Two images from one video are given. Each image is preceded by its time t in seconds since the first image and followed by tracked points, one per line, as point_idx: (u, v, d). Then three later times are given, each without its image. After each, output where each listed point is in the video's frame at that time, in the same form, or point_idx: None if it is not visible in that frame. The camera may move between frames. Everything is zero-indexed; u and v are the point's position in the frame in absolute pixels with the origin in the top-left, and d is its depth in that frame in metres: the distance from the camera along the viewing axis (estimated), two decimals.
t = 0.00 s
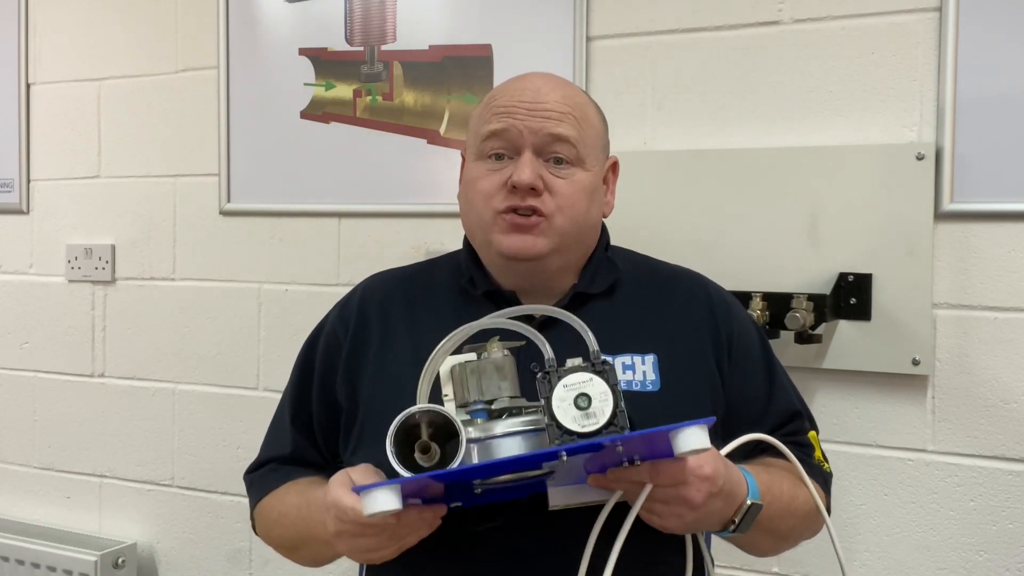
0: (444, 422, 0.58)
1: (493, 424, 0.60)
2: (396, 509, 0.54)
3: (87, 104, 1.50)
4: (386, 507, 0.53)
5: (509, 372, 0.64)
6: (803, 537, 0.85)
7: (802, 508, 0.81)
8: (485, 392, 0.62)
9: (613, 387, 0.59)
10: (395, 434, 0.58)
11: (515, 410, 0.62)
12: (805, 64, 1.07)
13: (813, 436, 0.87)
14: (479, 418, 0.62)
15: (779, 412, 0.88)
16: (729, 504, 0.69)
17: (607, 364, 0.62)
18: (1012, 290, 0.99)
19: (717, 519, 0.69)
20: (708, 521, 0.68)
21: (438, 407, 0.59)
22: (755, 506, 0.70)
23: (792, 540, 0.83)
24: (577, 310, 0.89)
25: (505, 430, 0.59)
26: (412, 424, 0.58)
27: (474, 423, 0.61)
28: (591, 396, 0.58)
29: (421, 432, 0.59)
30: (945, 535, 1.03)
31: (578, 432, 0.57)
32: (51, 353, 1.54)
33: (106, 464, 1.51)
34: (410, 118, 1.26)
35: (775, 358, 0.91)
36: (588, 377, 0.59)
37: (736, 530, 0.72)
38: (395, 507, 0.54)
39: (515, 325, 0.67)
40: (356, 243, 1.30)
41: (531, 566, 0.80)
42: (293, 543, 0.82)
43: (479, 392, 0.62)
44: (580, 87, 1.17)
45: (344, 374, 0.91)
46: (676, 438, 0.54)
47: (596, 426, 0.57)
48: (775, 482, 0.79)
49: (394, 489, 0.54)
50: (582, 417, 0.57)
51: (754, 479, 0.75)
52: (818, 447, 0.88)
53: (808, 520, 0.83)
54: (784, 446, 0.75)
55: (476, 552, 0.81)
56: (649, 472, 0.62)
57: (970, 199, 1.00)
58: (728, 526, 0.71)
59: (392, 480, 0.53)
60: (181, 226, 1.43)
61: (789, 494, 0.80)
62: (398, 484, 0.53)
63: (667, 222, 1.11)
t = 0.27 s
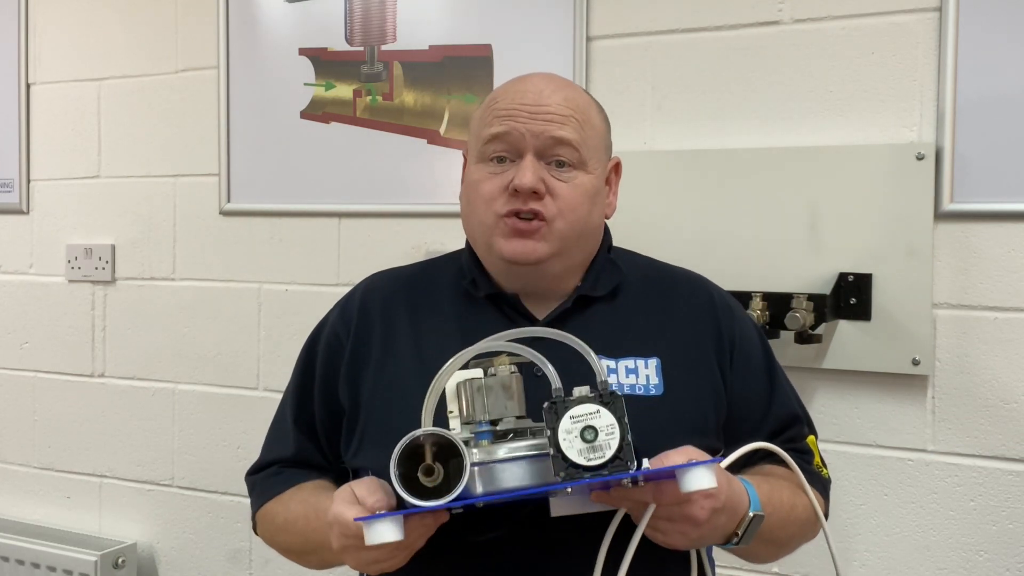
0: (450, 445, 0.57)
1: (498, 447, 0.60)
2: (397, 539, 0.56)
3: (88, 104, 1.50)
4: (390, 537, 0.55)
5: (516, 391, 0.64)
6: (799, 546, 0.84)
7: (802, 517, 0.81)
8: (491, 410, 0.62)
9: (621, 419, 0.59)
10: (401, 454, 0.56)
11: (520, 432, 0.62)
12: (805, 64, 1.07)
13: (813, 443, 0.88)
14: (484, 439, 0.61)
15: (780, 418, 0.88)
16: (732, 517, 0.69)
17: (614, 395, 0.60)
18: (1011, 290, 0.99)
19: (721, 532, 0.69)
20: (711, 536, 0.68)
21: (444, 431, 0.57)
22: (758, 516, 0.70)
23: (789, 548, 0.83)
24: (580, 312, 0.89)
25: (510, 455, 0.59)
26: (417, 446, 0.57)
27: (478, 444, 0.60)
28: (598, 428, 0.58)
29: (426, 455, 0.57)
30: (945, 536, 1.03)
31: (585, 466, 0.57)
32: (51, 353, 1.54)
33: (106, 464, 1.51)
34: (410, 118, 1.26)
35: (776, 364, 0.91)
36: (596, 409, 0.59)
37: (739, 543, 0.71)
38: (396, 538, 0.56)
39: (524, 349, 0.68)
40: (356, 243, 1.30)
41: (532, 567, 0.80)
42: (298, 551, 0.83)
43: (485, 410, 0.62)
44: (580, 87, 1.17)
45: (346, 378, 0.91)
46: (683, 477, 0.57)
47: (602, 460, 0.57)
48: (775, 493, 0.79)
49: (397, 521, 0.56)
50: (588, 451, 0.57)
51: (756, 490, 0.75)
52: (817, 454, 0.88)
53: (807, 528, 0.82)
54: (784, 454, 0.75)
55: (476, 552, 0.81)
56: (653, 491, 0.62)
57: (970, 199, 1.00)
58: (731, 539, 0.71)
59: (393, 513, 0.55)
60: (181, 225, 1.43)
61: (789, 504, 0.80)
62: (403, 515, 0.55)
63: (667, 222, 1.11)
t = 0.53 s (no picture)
0: (449, 443, 0.56)
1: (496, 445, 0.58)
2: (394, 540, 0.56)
3: (88, 104, 1.50)
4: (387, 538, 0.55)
5: (514, 388, 0.63)
6: (800, 546, 0.84)
7: (801, 515, 0.81)
8: (489, 407, 0.62)
9: (620, 416, 0.58)
10: (400, 451, 0.56)
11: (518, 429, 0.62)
12: (805, 64, 1.07)
13: (813, 443, 0.87)
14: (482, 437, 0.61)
15: (779, 416, 0.88)
16: (732, 510, 0.68)
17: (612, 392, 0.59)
18: (1011, 290, 0.99)
19: (721, 527, 0.68)
20: (712, 531, 0.68)
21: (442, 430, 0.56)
22: (759, 511, 0.70)
23: (791, 548, 0.83)
24: (580, 312, 0.89)
25: (507, 453, 0.57)
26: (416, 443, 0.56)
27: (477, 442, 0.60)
28: (596, 426, 0.57)
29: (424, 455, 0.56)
30: (945, 536, 1.03)
31: (583, 464, 0.56)
32: (51, 353, 1.54)
33: (106, 464, 1.51)
34: (410, 118, 1.26)
35: (776, 364, 0.91)
36: (594, 406, 0.58)
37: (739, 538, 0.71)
38: (393, 539, 0.56)
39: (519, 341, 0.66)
40: (356, 243, 1.30)
41: (533, 567, 0.80)
42: (297, 551, 0.82)
43: (483, 408, 0.62)
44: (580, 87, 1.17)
45: (347, 378, 0.91)
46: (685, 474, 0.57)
47: (600, 458, 0.56)
48: (775, 490, 0.79)
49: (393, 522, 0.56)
50: (586, 448, 0.56)
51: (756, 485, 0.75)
52: (818, 454, 0.87)
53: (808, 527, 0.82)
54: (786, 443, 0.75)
55: (476, 552, 0.81)
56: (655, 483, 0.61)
57: (970, 199, 1.00)
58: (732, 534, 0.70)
59: (391, 514, 0.55)
60: (181, 225, 1.43)
61: (789, 501, 0.80)
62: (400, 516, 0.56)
63: (667, 222, 1.11)
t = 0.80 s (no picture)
0: (445, 400, 0.57)
1: (490, 403, 0.60)
2: (386, 479, 0.52)
3: (88, 104, 1.50)
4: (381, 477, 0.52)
5: (511, 353, 0.64)
6: (799, 541, 0.84)
7: (801, 508, 0.81)
8: (486, 371, 0.62)
9: (611, 369, 0.59)
10: (393, 405, 0.57)
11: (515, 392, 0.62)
12: (805, 63, 1.07)
13: (811, 440, 0.86)
14: (478, 397, 0.61)
15: (777, 412, 0.87)
16: (729, 493, 0.68)
17: (606, 347, 0.61)
18: (1012, 290, 0.99)
19: (717, 511, 0.68)
20: (707, 513, 0.68)
21: (439, 383, 0.57)
22: (755, 497, 0.69)
23: (791, 540, 0.83)
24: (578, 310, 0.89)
25: (501, 411, 0.59)
26: (412, 398, 0.57)
27: (473, 402, 0.61)
28: (589, 376, 0.57)
29: (420, 407, 0.57)
30: (945, 535, 1.03)
31: (576, 413, 0.56)
32: (51, 353, 1.54)
33: (106, 464, 1.51)
34: (410, 118, 1.26)
35: (774, 361, 0.91)
36: (586, 359, 0.58)
37: (736, 523, 0.70)
38: (386, 477, 0.52)
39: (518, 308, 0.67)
40: (356, 243, 1.30)
41: (532, 566, 0.80)
42: (294, 543, 0.81)
43: (480, 371, 0.62)
44: (580, 86, 1.17)
45: (347, 375, 0.91)
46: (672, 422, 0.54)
47: (592, 407, 0.56)
48: (773, 480, 0.79)
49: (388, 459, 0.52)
50: (579, 399, 0.57)
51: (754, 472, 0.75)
52: (816, 451, 0.86)
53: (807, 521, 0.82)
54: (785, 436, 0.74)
55: (475, 552, 0.81)
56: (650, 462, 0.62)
57: (969, 199, 1.00)
58: (729, 518, 0.70)
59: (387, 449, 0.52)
60: (181, 226, 1.43)
61: (788, 492, 0.80)
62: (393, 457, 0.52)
63: (667, 222, 1.11)
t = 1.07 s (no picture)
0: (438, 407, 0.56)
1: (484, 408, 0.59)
2: (377, 490, 0.53)
3: (88, 104, 1.50)
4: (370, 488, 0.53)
5: (505, 356, 0.63)
6: (797, 540, 0.84)
7: (799, 506, 0.81)
8: (479, 373, 0.62)
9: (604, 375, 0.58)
10: (386, 412, 0.56)
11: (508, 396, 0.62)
12: (805, 64, 1.07)
13: (809, 438, 0.86)
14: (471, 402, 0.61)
15: (773, 411, 0.87)
16: (726, 491, 0.68)
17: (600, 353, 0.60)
18: (1012, 290, 0.99)
19: (714, 509, 0.68)
20: (705, 512, 0.68)
21: (432, 390, 0.57)
22: (753, 494, 0.69)
23: (790, 539, 0.83)
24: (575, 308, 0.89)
25: (496, 416, 0.58)
26: (404, 405, 0.57)
27: (467, 407, 0.60)
28: (582, 384, 0.57)
29: (413, 413, 0.57)
30: (945, 535, 1.03)
31: (568, 421, 0.56)
32: (51, 353, 1.54)
33: (106, 464, 1.51)
34: (410, 118, 1.26)
35: (770, 360, 0.91)
36: (579, 365, 0.58)
37: (732, 521, 0.70)
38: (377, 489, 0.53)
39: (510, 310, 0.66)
40: (356, 243, 1.30)
41: (532, 566, 0.79)
42: (292, 542, 0.81)
43: (474, 374, 0.62)
44: (579, 86, 1.17)
45: (346, 374, 0.91)
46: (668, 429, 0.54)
47: (585, 416, 0.56)
48: (771, 478, 0.79)
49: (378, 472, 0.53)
50: (572, 407, 0.56)
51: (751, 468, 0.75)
52: (814, 450, 0.86)
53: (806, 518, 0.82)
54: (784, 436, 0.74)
55: (474, 552, 0.81)
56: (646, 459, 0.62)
57: (969, 199, 1.00)
58: (726, 517, 0.70)
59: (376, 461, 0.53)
60: (181, 226, 1.43)
61: (785, 490, 0.80)
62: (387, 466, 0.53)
63: (667, 222, 1.11)
